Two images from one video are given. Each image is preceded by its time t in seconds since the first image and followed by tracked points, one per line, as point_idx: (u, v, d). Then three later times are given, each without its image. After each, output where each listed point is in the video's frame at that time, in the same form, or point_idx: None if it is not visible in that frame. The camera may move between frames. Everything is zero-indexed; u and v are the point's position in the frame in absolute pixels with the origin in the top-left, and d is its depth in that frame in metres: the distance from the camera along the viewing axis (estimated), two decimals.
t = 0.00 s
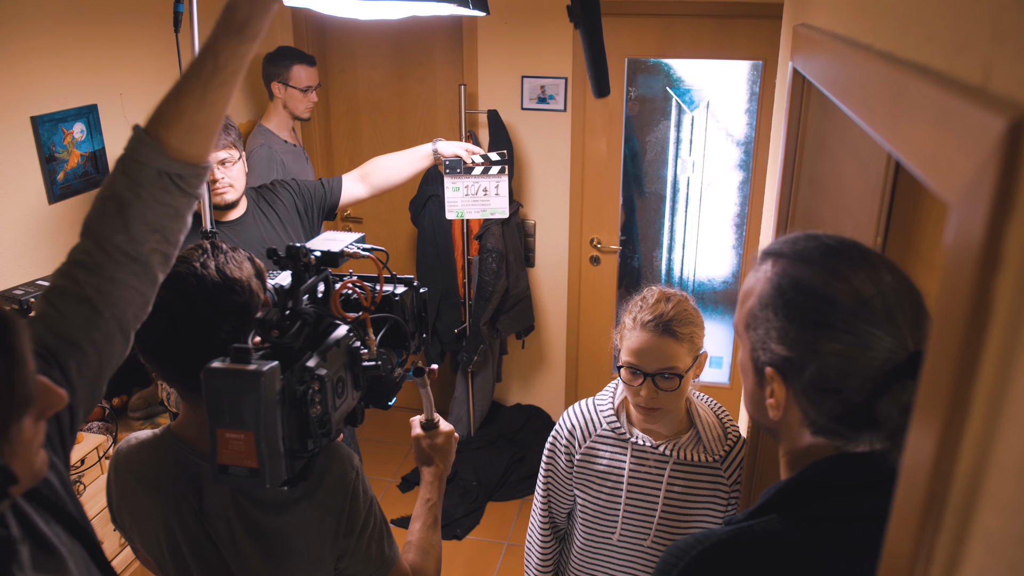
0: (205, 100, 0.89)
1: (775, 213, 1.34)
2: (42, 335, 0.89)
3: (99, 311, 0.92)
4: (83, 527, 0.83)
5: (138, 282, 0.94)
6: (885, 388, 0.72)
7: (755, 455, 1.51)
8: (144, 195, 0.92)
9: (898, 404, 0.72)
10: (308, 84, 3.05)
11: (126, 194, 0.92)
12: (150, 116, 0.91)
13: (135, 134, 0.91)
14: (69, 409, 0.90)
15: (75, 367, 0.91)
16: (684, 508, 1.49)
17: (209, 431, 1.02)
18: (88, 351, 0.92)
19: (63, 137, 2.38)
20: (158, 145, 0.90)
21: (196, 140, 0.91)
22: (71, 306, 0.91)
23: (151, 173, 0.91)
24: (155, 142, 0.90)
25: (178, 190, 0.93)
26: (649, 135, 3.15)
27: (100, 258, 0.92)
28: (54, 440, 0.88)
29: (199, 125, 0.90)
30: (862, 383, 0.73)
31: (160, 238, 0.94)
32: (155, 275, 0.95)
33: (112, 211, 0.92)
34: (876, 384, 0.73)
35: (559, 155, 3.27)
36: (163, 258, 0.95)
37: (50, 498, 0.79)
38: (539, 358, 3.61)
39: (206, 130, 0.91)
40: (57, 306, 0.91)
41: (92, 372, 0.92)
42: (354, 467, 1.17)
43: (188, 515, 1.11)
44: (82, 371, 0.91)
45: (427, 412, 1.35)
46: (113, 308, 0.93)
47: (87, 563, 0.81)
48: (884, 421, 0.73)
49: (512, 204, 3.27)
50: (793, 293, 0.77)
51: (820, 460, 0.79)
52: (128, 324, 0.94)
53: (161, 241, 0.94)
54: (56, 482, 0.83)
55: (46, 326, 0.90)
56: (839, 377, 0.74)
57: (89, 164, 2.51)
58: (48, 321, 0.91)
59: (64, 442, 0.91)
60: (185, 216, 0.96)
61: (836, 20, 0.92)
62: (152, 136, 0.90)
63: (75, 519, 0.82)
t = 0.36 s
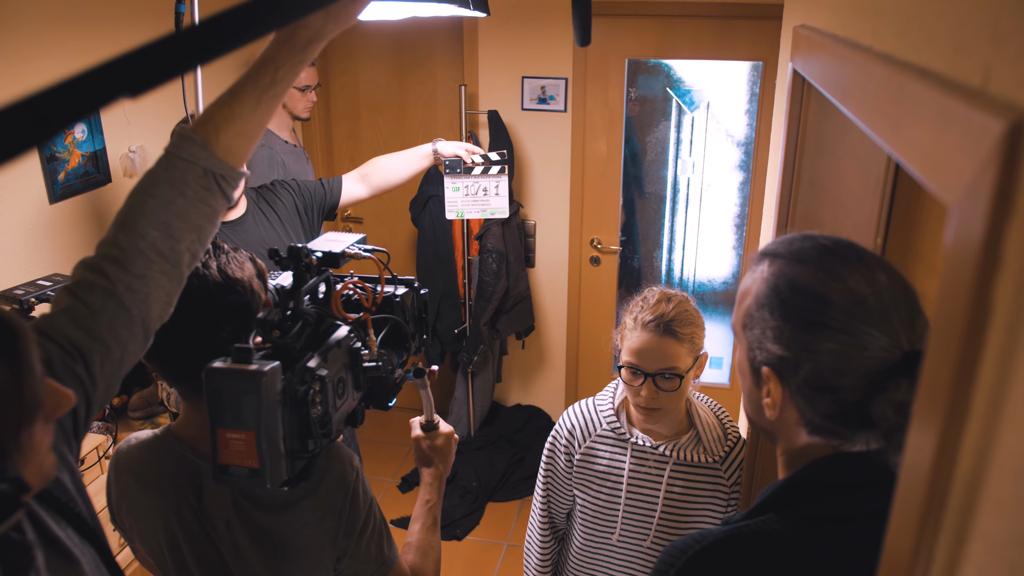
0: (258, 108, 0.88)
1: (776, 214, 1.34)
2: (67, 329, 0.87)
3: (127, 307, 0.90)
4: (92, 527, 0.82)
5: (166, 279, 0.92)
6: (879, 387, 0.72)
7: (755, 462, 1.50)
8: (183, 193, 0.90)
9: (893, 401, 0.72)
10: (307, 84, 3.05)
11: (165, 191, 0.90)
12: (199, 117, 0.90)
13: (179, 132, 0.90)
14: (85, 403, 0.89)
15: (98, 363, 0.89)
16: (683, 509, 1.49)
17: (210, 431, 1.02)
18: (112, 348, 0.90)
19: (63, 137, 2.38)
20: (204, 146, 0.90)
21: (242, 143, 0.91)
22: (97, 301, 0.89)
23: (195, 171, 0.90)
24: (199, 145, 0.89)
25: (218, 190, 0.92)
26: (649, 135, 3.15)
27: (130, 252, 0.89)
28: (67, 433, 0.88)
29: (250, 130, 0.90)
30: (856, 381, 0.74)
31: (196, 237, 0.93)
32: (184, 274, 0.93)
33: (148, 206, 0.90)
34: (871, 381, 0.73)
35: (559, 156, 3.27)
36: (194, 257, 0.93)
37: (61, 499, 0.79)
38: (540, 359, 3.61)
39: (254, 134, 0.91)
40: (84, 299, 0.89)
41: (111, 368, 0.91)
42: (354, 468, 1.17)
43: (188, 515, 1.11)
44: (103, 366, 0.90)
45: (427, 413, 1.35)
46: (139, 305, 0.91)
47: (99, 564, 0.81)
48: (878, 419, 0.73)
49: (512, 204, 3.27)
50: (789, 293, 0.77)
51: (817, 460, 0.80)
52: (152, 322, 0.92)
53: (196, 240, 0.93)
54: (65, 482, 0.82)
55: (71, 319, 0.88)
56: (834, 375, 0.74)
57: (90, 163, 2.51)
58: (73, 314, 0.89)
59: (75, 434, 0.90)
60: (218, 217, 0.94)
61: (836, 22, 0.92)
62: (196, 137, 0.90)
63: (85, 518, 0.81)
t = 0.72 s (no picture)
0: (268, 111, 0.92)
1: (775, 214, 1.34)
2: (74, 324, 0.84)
3: (135, 303, 0.88)
4: (96, 526, 0.82)
5: (173, 277, 0.91)
6: (870, 381, 0.73)
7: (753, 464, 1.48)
8: (191, 192, 0.90)
9: (884, 396, 0.72)
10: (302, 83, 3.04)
11: (174, 189, 0.90)
12: (209, 117, 0.91)
13: (189, 133, 0.91)
14: (89, 402, 0.86)
15: (103, 362, 0.87)
16: (683, 509, 1.49)
17: (208, 432, 1.02)
18: (119, 345, 0.87)
19: (62, 137, 2.38)
20: (213, 147, 0.91)
21: (249, 145, 0.93)
22: (105, 297, 0.87)
23: (203, 171, 0.91)
24: (208, 144, 0.90)
25: (225, 191, 0.93)
26: (648, 136, 3.15)
27: (139, 249, 0.88)
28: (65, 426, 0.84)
29: (256, 132, 0.93)
30: (848, 378, 0.74)
31: (202, 236, 0.92)
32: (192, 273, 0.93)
33: (157, 203, 0.89)
34: (863, 375, 0.73)
35: (558, 156, 3.27)
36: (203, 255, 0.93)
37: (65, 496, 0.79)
38: (539, 359, 3.61)
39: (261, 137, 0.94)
40: (91, 295, 0.87)
41: (115, 368, 0.88)
42: (354, 468, 1.17)
43: (187, 516, 1.11)
44: (108, 366, 0.87)
45: (426, 414, 1.35)
46: (147, 303, 0.89)
47: (104, 562, 0.81)
48: (869, 415, 0.73)
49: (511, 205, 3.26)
50: (783, 292, 0.77)
51: (814, 460, 0.80)
52: (158, 320, 0.91)
53: (203, 238, 0.92)
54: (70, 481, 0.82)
55: (78, 316, 0.86)
56: (826, 371, 0.74)
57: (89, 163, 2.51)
58: (80, 311, 0.86)
59: (74, 436, 0.86)
60: (224, 216, 0.95)
61: (835, 22, 0.92)
62: (206, 137, 0.90)
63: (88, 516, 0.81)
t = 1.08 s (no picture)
0: (249, 119, 0.88)
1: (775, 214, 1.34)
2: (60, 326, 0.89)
3: (119, 305, 0.92)
4: (89, 525, 0.82)
5: (158, 280, 0.94)
6: (882, 398, 0.72)
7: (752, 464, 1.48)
8: (173, 198, 0.92)
9: (895, 414, 0.71)
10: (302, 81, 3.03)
11: (157, 195, 0.91)
12: (191, 121, 0.90)
13: (173, 138, 0.90)
14: (77, 400, 0.90)
15: (90, 361, 0.91)
16: (683, 509, 1.49)
17: (209, 431, 1.02)
18: (104, 346, 0.92)
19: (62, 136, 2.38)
20: (195, 152, 0.90)
21: (232, 152, 0.91)
22: (90, 299, 0.91)
23: (185, 178, 0.91)
24: (189, 150, 0.90)
25: (208, 196, 0.93)
26: (648, 135, 3.15)
27: (124, 253, 0.92)
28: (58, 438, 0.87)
29: (239, 140, 0.90)
30: (860, 392, 0.74)
31: (186, 240, 0.94)
32: (177, 276, 0.95)
33: (140, 208, 0.91)
34: (876, 391, 0.73)
35: (558, 156, 3.27)
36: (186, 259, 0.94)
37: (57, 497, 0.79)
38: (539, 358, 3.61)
39: (244, 144, 0.91)
40: (77, 297, 0.91)
41: (104, 365, 0.93)
42: (353, 467, 1.18)
43: (187, 515, 1.11)
44: (95, 364, 0.92)
45: (426, 413, 1.35)
46: (132, 304, 0.93)
47: (96, 563, 0.81)
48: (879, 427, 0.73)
49: (512, 203, 3.25)
50: (793, 296, 0.77)
51: (813, 459, 0.80)
52: (145, 321, 0.94)
53: (187, 243, 0.94)
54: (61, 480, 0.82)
55: (65, 317, 0.90)
56: (838, 384, 0.74)
57: (88, 162, 2.51)
58: (67, 311, 0.91)
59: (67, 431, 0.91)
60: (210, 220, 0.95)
61: (835, 22, 0.92)
62: (187, 143, 0.90)
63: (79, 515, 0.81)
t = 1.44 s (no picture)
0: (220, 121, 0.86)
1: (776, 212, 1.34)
2: (50, 328, 0.90)
3: (106, 307, 0.94)
4: (84, 524, 0.83)
5: (146, 282, 0.95)
6: (890, 390, 0.72)
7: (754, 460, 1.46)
8: (154, 205, 0.92)
9: (902, 404, 0.71)
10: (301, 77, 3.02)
11: (139, 201, 0.92)
12: (163, 127, 0.87)
13: (148, 143, 0.89)
14: (71, 404, 0.90)
15: (80, 363, 0.92)
16: (683, 507, 1.49)
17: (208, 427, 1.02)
18: (94, 347, 0.93)
19: (62, 132, 2.38)
20: (172, 158, 0.89)
21: (207, 156, 0.90)
22: (78, 302, 0.93)
23: (162, 185, 0.91)
24: (166, 157, 0.89)
25: (189, 201, 0.93)
26: (649, 132, 3.14)
27: (111, 257, 0.93)
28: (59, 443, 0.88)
29: (211, 142, 0.88)
30: (866, 387, 0.74)
31: (169, 243, 0.95)
32: (165, 278, 0.96)
33: (123, 213, 0.92)
34: (881, 386, 0.73)
35: (559, 153, 3.27)
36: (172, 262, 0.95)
37: (51, 494, 0.79)
38: (539, 355, 3.61)
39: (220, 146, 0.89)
40: (65, 301, 0.92)
41: (94, 369, 0.93)
42: (353, 464, 1.18)
43: (186, 511, 1.11)
44: (85, 367, 0.92)
45: (428, 411, 1.35)
46: (120, 305, 0.94)
47: (92, 561, 0.81)
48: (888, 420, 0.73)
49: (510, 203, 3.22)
50: (796, 295, 0.77)
51: (816, 458, 0.80)
52: (134, 323, 0.96)
53: (171, 246, 0.95)
54: (59, 478, 0.83)
55: (53, 320, 0.91)
56: (844, 381, 0.74)
57: (89, 158, 2.50)
58: (55, 314, 0.92)
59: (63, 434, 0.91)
60: (192, 223, 0.96)
61: (838, 18, 0.92)
62: (164, 150, 0.89)
63: (75, 513, 0.81)
